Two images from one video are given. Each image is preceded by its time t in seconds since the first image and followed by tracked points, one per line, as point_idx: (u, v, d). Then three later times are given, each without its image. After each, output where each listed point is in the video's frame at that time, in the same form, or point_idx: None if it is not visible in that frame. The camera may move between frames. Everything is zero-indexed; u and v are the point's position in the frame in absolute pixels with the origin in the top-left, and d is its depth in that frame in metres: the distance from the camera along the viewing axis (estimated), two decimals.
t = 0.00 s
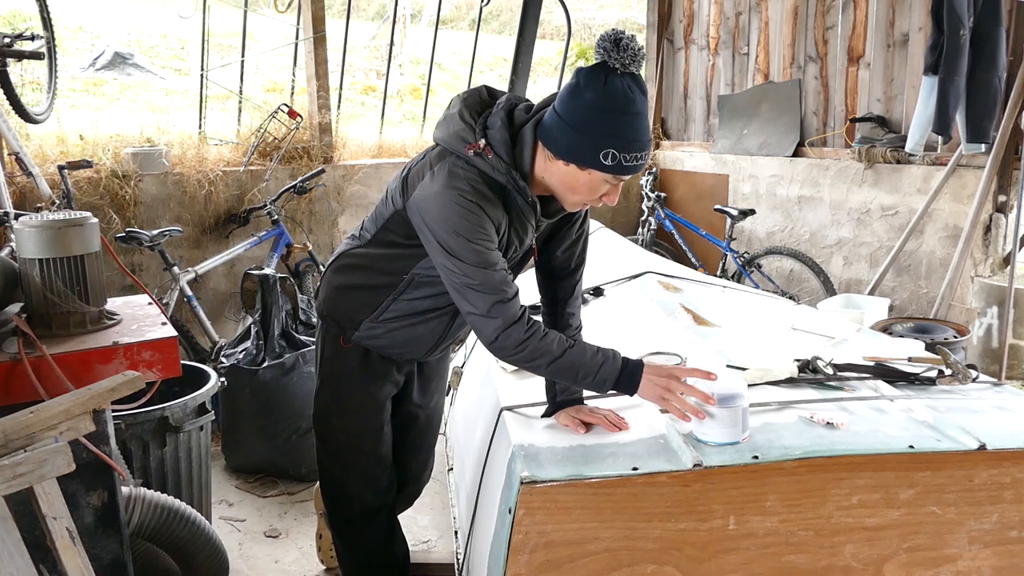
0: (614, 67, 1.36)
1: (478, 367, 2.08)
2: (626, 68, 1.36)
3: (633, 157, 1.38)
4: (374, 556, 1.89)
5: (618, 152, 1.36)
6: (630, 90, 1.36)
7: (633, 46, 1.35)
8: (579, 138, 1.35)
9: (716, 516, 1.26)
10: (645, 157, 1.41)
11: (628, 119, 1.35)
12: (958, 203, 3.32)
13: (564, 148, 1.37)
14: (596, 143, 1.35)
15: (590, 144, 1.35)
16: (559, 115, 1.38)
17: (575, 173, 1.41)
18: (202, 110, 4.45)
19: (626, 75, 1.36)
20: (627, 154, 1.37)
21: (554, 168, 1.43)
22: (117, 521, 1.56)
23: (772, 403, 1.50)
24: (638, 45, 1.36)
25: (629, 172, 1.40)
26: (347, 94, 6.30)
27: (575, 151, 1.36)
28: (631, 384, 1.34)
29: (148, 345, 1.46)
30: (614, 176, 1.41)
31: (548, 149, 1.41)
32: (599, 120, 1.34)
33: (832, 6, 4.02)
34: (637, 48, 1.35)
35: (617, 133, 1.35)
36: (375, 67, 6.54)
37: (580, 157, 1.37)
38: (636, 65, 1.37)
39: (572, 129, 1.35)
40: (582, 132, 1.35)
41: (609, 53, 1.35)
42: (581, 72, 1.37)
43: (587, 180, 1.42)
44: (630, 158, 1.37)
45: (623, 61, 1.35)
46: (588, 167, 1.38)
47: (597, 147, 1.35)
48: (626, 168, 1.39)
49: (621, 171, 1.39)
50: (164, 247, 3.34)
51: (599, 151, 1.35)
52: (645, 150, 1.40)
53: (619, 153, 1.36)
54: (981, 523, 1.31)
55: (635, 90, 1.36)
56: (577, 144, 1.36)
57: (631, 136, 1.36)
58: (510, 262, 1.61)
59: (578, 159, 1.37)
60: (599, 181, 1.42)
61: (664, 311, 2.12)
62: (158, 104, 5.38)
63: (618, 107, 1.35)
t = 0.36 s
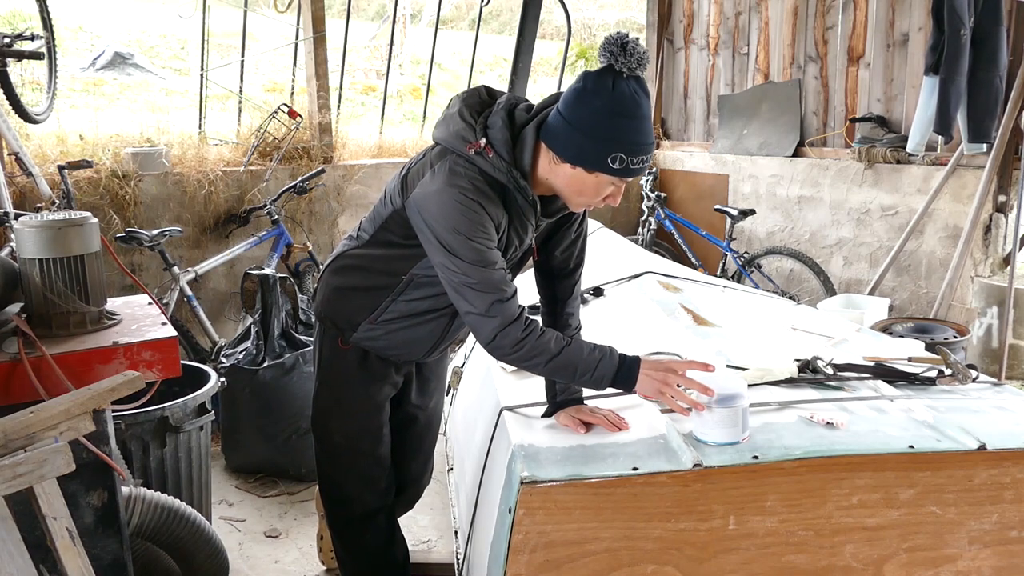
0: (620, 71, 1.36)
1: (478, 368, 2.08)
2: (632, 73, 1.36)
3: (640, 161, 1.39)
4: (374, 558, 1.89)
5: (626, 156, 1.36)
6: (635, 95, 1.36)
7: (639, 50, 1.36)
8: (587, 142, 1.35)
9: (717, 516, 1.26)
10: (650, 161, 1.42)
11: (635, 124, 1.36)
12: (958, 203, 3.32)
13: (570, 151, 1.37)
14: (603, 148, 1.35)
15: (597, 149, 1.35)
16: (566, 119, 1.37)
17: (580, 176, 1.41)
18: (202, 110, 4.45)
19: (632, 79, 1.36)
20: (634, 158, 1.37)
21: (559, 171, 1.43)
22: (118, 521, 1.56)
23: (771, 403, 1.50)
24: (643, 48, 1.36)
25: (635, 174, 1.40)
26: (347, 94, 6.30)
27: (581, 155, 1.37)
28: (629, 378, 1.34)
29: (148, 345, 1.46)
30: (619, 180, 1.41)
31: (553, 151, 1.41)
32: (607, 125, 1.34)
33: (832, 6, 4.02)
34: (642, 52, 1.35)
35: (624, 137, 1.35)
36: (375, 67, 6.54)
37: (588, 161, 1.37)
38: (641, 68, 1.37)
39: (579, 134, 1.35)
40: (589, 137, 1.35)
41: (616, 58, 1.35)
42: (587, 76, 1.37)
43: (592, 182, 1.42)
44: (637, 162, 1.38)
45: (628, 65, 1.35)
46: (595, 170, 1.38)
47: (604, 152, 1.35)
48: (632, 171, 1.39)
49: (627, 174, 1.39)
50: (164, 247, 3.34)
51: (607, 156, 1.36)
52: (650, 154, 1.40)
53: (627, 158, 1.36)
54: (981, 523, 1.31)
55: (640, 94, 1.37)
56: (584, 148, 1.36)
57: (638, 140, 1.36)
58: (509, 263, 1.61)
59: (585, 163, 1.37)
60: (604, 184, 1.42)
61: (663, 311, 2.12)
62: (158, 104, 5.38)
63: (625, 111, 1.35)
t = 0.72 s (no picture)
0: (622, 77, 1.36)
1: (478, 368, 2.08)
2: (633, 79, 1.36)
3: (640, 166, 1.39)
4: (373, 558, 1.89)
5: (628, 163, 1.37)
6: (636, 101, 1.36)
7: (640, 56, 1.35)
8: (590, 150, 1.35)
9: (717, 516, 1.26)
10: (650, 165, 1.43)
11: (636, 130, 1.36)
12: (958, 203, 3.32)
13: (573, 158, 1.37)
14: (606, 155, 1.35)
15: (600, 157, 1.36)
16: (568, 126, 1.37)
17: (581, 181, 1.42)
18: (202, 110, 4.45)
19: (633, 85, 1.36)
20: (635, 165, 1.38)
21: (559, 176, 1.43)
22: (118, 521, 1.56)
23: (771, 403, 1.50)
24: (643, 54, 1.36)
25: (635, 179, 1.41)
26: (347, 94, 6.30)
27: (584, 162, 1.37)
28: (600, 366, 1.45)
29: (148, 345, 1.46)
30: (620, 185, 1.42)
31: (554, 156, 1.40)
32: (610, 132, 1.34)
33: (832, 6, 4.02)
34: (643, 58, 1.35)
35: (626, 144, 1.35)
36: (375, 67, 6.54)
37: (590, 168, 1.37)
38: (641, 74, 1.37)
39: (582, 141, 1.35)
40: (592, 145, 1.35)
41: (617, 65, 1.35)
42: (589, 83, 1.36)
43: (593, 187, 1.43)
44: (637, 167, 1.39)
45: (630, 71, 1.35)
46: (597, 177, 1.38)
47: (607, 159, 1.36)
48: (633, 177, 1.40)
49: (628, 179, 1.40)
50: (164, 247, 3.34)
51: (610, 163, 1.36)
52: (650, 158, 1.41)
53: (628, 164, 1.37)
54: (980, 523, 1.31)
55: (641, 100, 1.37)
56: (587, 155, 1.36)
57: (639, 146, 1.37)
58: (506, 264, 1.61)
59: (588, 170, 1.37)
60: (605, 188, 1.43)
61: (663, 311, 2.12)
62: (158, 104, 5.38)
63: (627, 118, 1.35)
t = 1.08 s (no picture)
0: (620, 68, 1.37)
1: (477, 369, 2.08)
2: (630, 70, 1.37)
3: (635, 158, 1.38)
4: (372, 559, 1.89)
5: (621, 152, 1.36)
6: (632, 91, 1.36)
7: (638, 47, 1.36)
8: (583, 136, 1.35)
9: (717, 516, 1.26)
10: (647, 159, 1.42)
11: (631, 120, 1.36)
12: (958, 203, 3.32)
13: (567, 145, 1.37)
14: (599, 142, 1.35)
15: (593, 143, 1.35)
16: (563, 114, 1.37)
17: (576, 172, 1.42)
18: (202, 110, 4.45)
19: (630, 76, 1.37)
20: (629, 155, 1.37)
21: (555, 166, 1.43)
22: (117, 521, 1.56)
23: (771, 403, 1.50)
24: (641, 46, 1.37)
25: (631, 172, 1.40)
26: (347, 94, 6.29)
27: (578, 150, 1.37)
28: (607, 349, 1.41)
29: (148, 345, 1.46)
30: (614, 177, 1.41)
31: (550, 146, 1.41)
32: (604, 119, 1.34)
33: (832, 6, 4.03)
34: (640, 49, 1.36)
35: (620, 132, 1.35)
36: (375, 68, 6.53)
37: (583, 156, 1.37)
38: (639, 66, 1.38)
39: (576, 127, 1.36)
40: (586, 132, 1.35)
41: (615, 55, 1.36)
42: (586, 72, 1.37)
43: (587, 179, 1.42)
44: (632, 158, 1.38)
45: (626, 61, 1.36)
46: (590, 165, 1.38)
47: (600, 147, 1.35)
48: (627, 168, 1.39)
49: (623, 171, 1.39)
50: (164, 247, 3.34)
51: (603, 151, 1.36)
52: (647, 152, 1.40)
53: (622, 153, 1.36)
54: (980, 523, 1.31)
55: (638, 92, 1.37)
56: (580, 142, 1.36)
57: (634, 136, 1.37)
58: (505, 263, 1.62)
59: (581, 157, 1.37)
60: (600, 180, 1.42)
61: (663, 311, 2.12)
62: (158, 104, 5.38)
63: (623, 107, 1.35)
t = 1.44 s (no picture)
0: (620, 74, 1.37)
1: (478, 368, 2.08)
2: (630, 76, 1.36)
3: (636, 164, 1.38)
4: (373, 559, 1.89)
5: (621, 158, 1.36)
6: (632, 98, 1.36)
7: (638, 53, 1.36)
8: (583, 143, 1.35)
9: (716, 516, 1.26)
10: (649, 166, 1.41)
11: (631, 126, 1.36)
12: (958, 203, 3.32)
13: (567, 153, 1.38)
14: (598, 149, 1.35)
15: (592, 150, 1.35)
16: (563, 120, 1.38)
17: (578, 179, 1.42)
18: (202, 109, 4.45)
19: (630, 82, 1.37)
20: (629, 161, 1.36)
21: (556, 174, 1.44)
22: (117, 521, 1.56)
23: (771, 403, 1.50)
24: (641, 52, 1.36)
25: (632, 178, 1.39)
26: (347, 94, 6.29)
27: (578, 157, 1.37)
28: (644, 408, 1.33)
29: (148, 346, 1.46)
30: (616, 183, 1.41)
31: (552, 154, 1.41)
32: (603, 125, 1.34)
33: (832, 6, 4.03)
34: (640, 55, 1.35)
35: (619, 138, 1.35)
36: (375, 67, 6.53)
37: (582, 163, 1.37)
38: (639, 72, 1.37)
39: (575, 134, 1.36)
40: (585, 138, 1.35)
41: (614, 61, 1.36)
42: (586, 79, 1.37)
43: (589, 186, 1.43)
44: (633, 164, 1.37)
45: (626, 67, 1.36)
46: (590, 172, 1.38)
47: (599, 153, 1.35)
48: (628, 175, 1.38)
49: (624, 178, 1.39)
50: (164, 247, 3.34)
51: (602, 157, 1.35)
52: (648, 157, 1.39)
53: (621, 160, 1.36)
54: (980, 523, 1.31)
55: (638, 98, 1.37)
56: (580, 148, 1.36)
57: (634, 142, 1.36)
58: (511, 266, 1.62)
59: (581, 164, 1.37)
60: (601, 186, 1.42)
61: (663, 311, 2.12)
62: (158, 104, 5.38)
63: (622, 113, 1.35)
